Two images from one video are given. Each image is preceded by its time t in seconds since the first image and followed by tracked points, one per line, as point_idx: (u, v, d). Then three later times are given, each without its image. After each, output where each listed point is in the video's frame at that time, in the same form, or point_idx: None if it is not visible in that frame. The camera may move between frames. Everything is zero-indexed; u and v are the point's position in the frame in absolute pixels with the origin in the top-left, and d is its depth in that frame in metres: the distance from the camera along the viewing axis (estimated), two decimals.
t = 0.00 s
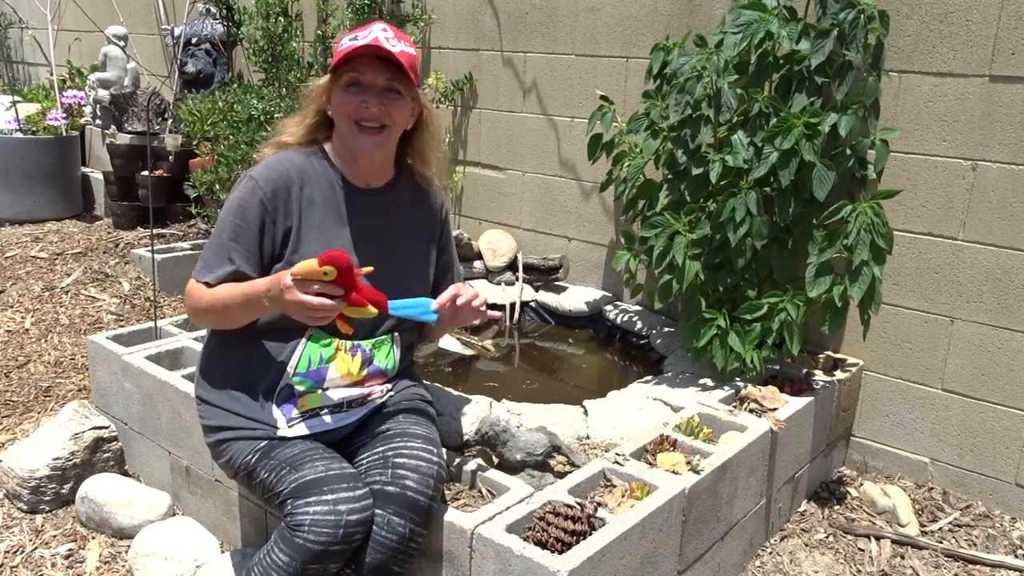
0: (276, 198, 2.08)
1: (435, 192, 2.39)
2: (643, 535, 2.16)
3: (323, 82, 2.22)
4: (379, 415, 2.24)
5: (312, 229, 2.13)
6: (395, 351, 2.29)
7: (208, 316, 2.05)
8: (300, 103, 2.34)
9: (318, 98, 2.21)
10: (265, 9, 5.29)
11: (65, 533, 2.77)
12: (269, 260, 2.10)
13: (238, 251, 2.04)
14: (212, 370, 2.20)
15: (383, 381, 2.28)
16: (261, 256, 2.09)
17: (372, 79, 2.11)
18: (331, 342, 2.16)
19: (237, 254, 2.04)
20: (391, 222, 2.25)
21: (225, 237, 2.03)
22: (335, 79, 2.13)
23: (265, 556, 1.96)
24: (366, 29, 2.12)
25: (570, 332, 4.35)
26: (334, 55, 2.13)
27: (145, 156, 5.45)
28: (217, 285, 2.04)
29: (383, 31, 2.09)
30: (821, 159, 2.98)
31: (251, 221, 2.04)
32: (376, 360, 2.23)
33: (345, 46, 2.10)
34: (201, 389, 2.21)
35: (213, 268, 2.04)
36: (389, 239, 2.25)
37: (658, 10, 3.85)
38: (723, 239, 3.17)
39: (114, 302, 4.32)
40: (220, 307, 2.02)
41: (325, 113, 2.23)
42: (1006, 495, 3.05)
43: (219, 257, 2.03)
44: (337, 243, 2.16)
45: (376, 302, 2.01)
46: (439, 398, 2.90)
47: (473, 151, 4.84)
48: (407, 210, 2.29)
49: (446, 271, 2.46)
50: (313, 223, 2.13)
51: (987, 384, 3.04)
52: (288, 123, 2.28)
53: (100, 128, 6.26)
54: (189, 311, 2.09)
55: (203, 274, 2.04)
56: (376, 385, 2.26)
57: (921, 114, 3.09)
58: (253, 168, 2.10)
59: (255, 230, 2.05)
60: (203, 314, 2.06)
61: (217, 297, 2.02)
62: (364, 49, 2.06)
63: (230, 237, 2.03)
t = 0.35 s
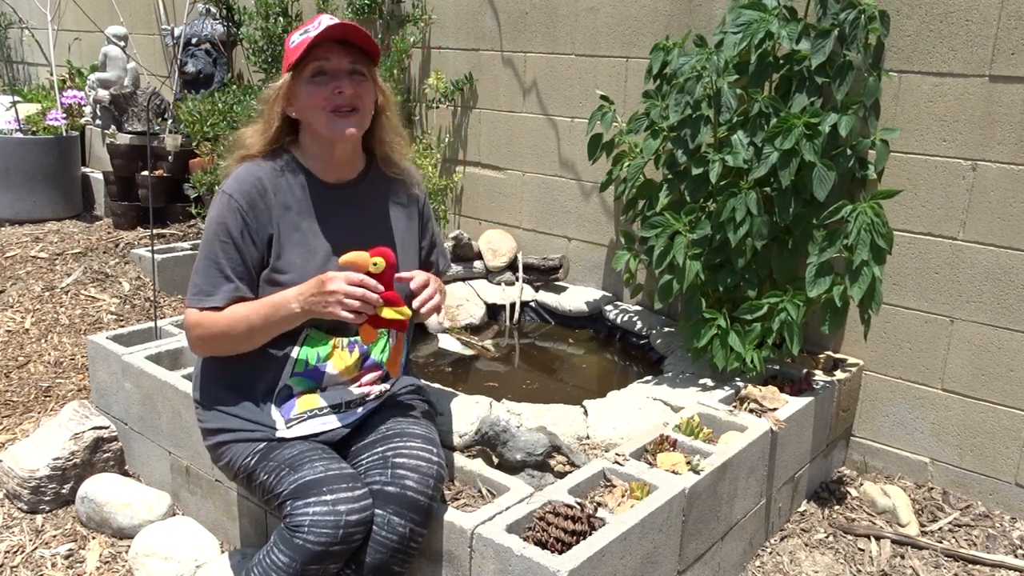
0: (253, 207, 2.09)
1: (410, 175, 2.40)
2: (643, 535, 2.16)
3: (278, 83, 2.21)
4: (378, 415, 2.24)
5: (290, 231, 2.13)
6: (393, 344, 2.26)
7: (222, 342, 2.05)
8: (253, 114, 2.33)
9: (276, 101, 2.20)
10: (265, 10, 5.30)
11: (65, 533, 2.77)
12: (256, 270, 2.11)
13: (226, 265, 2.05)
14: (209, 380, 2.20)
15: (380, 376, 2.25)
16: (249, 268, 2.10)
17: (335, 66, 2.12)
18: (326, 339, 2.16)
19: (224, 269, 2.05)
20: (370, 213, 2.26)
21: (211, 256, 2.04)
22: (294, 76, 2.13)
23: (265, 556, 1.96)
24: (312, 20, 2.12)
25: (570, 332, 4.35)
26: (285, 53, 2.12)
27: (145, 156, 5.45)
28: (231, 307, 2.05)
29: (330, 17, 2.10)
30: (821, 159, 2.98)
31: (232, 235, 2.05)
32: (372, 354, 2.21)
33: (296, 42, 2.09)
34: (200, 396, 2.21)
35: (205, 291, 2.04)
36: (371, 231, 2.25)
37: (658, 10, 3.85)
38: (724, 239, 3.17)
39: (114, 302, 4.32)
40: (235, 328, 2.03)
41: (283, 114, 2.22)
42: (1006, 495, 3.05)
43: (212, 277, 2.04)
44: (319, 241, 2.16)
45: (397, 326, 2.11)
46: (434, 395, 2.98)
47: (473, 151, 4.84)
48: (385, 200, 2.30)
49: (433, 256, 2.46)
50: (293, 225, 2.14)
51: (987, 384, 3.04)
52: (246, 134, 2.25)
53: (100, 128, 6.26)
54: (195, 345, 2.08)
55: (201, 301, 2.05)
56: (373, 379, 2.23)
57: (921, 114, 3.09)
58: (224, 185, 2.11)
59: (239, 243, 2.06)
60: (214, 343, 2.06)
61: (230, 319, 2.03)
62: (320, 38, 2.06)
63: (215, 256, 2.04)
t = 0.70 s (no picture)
0: (235, 219, 2.09)
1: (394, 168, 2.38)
2: (643, 535, 2.16)
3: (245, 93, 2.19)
4: (377, 415, 2.24)
5: (274, 239, 2.13)
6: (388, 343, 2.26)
7: (220, 355, 2.07)
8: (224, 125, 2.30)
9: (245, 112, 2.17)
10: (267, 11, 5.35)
11: (65, 533, 2.77)
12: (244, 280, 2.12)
13: (213, 278, 2.06)
14: (205, 379, 2.21)
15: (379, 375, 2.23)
16: (236, 280, 2.10)
17: (306, 69, 2.10)
18: (322, 339, 2.16)
19: (211, 283, 2.05)
20: (355, 213, 2.24)
21: (197, 273, 2.05)
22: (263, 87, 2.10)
23: (265, 556, 1.96)
24: (271, 27, 2.10)
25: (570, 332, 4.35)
26: (248, 65, 2.09)
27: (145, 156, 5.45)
28: (225, 323, 2.07)
29: (288, 20, 2.09)
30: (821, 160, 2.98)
31: (215, 250, 2.05)
32: (369, 353, 2.20)
33: (259, 52, 2.07)
34: (196, 396, 2.22)
35: (196, 308, 2.05)
36: (355, 231, 2.24)
37: (658, 10, 3.85)
38: (724, 238, 3.17)
39: (114, 302, 4.32)
40: (233, 343, 2.05)
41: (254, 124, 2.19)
42: (1006, 495, 3.05)
43: (200, 293, 2.05)
44: (304, 246, 2.16)
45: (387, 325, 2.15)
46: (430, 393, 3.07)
47: (473, 151, 4.84)
48: (371, 198, 2.28)
49: (425, 247, 2.44)
50: (277, 232, 2.13)
51: (987, 384, 3.04)
52: (217, 145, 2.22)
53: (100, 128, 6.25)
54: (192, 359, 2.10)
55: (193, 318, 2.06)
56: (372, 379, 2.21)
57: (921, 114, 3.09)
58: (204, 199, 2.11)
59: (224, 257, 2.06)
60: (211, 355, 2.08)
61: (228, 334, 2.05)
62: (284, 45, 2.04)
63: (200, 272, 2.05)
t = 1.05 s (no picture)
0: (227, 220, 2.09)
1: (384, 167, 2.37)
2: (643, 535, 2.16)
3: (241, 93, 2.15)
4: (377, 415, 2.24)
5: (264, 239, 2.13)
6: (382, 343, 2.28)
7: (218, 358, 2.07)
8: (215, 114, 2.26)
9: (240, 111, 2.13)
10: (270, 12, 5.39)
11: (65, 533, 2.77)
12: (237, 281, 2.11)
13: (206, 280, 2.05)
14: (203, 383, 2.21)
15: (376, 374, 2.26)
16: (230, 280, 2.10)
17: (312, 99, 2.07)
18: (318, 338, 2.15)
19: (205, 286, 2.05)
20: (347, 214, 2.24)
21: (191, 275, 2.05)
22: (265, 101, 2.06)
23: (264, 557, 1.95)
24: (286, 43, 2.04)
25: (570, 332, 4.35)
26: (256, 77, 2.04)
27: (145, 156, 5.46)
28: (221, 326, 2.07)
29: (306, 44, 2.04)
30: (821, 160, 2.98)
31: (207, 252, 2.05)
32: (366, 353, 2.23)
33: (269, 70, 2.02)
34: (196, 400, 2.22)
35: (189, 310, 2.05)
36: (346, 233, 2.24)
37: (658, 10, 3.85)
38: (724, 238, 3.17)
39: (114, 302, 4.32)
40: (232, 346, 2.05)
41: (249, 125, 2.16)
42: (1006, 495, 3.05)
43: (193, 294, 2.05)
44: (295, 247, 2.16)
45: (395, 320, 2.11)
46: (429, 393, 3.08)
47: (473, 151, 4.84)
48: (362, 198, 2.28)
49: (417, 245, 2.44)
50: (269, 234, 2.13)
51: (987, 384, 3.04)
52: (211, 136, 2.19)
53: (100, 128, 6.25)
54: (190, 362, 2.10)
55: (188, 320, 2.06)
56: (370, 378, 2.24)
57: (921, 114, 3.09)
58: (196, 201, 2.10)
59: (217, 260, 2.06)
60: (210, 358, 2.08)
61: (226, 338, 2.05)
62: (297, 72, 2.01)
63: (193, 275, 2.05)
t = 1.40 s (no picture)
0: (230, 219, 2.08)
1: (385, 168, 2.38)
2: (643, 535, 2.16)
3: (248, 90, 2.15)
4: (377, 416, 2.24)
5: (267, 239, 2.13)
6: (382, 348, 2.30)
7: (220, 361, 2.07)
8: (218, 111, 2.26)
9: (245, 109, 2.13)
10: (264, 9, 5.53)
11: (65, 533, 2.77)
12: (239, 281, 2.11)
13: (208, 279, 2.05)
14: (202, 383, 2.21)
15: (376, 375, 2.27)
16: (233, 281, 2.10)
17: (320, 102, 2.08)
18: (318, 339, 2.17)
19: (207, 286, 2.05)
20: (349, 214, 2.25)
21: (193, 274, 2.04)
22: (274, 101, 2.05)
23: (264, 557, 1.95)
24: (300, 45, 2.05)
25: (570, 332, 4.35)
26: (266, 75, 2.04)
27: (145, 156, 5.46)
28: (224, 329, 2.06)
29: (319, 48, 2.05)
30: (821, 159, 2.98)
31: (209, 251, 2.04)
32: (366, 355, 2.24)
33: (281, 70, 2.02)
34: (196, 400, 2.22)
35: (191, 310, 2.05)
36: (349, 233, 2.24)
37: (658, 10, 3.85)
38: (724, 238, 3.17)
39: (114, 302, 4.32)
40: (234, 350, 2.04)
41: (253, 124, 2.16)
42: (1006, 495, 3.05)
43: (196, 294, 2.04)
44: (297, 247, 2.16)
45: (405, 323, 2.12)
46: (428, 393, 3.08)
47: (473, 151, 4.85)
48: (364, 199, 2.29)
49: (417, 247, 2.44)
50: (271, 234, 2.13)
51: (987, 384, 3.04)
52: (216, 135, 2.19)
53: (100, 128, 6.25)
54: (193, 363, 2.10)
55: (190, 321, 2.05)
56: (370, 379, 2.25)
57: (921, 114, 3.09)
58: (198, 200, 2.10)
59: (219, 260, 2.06)
60: (211, 360, 2.07)
61: (228, 342, 2.04)
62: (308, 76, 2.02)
63: (196, 274, 2.04)
